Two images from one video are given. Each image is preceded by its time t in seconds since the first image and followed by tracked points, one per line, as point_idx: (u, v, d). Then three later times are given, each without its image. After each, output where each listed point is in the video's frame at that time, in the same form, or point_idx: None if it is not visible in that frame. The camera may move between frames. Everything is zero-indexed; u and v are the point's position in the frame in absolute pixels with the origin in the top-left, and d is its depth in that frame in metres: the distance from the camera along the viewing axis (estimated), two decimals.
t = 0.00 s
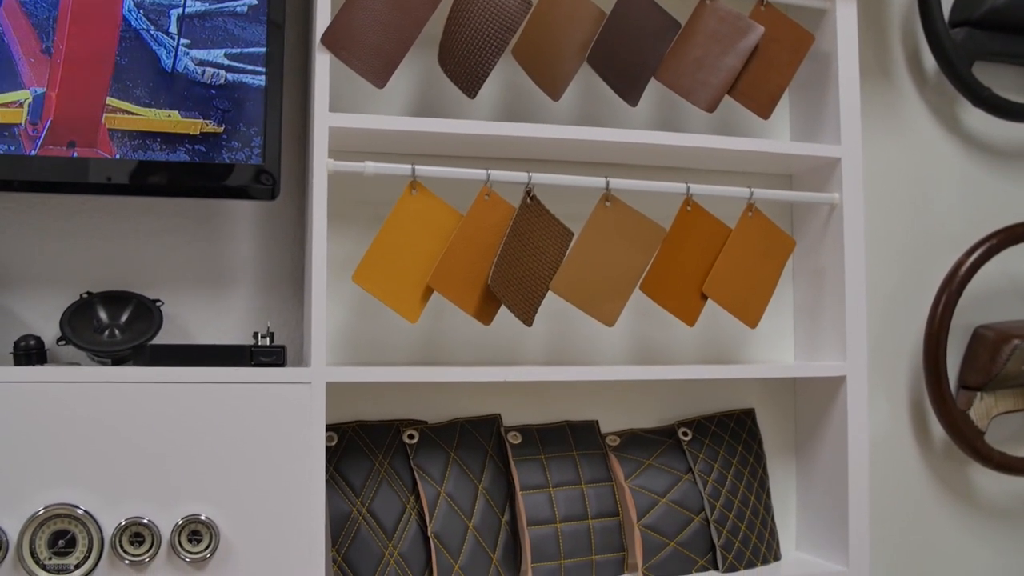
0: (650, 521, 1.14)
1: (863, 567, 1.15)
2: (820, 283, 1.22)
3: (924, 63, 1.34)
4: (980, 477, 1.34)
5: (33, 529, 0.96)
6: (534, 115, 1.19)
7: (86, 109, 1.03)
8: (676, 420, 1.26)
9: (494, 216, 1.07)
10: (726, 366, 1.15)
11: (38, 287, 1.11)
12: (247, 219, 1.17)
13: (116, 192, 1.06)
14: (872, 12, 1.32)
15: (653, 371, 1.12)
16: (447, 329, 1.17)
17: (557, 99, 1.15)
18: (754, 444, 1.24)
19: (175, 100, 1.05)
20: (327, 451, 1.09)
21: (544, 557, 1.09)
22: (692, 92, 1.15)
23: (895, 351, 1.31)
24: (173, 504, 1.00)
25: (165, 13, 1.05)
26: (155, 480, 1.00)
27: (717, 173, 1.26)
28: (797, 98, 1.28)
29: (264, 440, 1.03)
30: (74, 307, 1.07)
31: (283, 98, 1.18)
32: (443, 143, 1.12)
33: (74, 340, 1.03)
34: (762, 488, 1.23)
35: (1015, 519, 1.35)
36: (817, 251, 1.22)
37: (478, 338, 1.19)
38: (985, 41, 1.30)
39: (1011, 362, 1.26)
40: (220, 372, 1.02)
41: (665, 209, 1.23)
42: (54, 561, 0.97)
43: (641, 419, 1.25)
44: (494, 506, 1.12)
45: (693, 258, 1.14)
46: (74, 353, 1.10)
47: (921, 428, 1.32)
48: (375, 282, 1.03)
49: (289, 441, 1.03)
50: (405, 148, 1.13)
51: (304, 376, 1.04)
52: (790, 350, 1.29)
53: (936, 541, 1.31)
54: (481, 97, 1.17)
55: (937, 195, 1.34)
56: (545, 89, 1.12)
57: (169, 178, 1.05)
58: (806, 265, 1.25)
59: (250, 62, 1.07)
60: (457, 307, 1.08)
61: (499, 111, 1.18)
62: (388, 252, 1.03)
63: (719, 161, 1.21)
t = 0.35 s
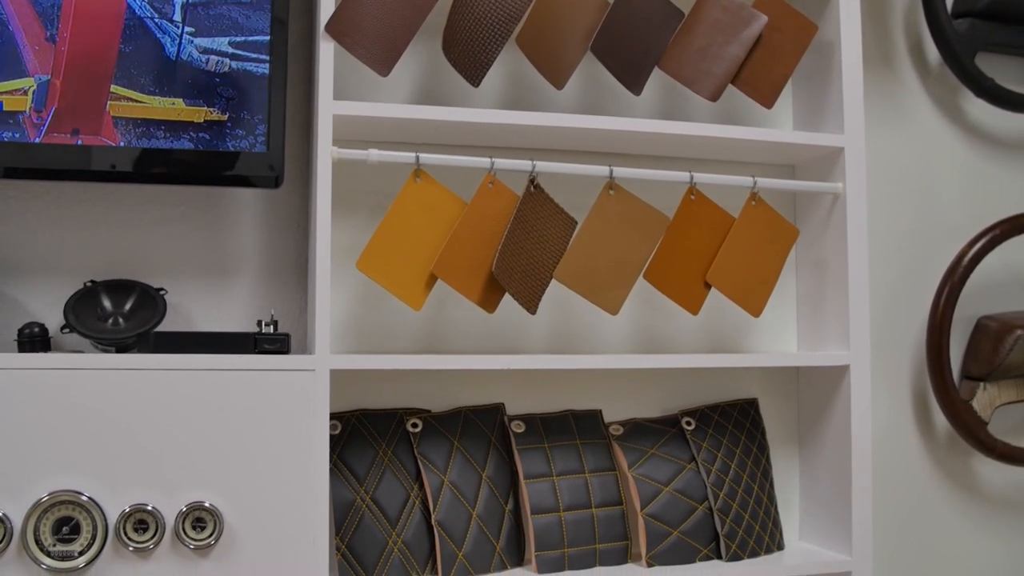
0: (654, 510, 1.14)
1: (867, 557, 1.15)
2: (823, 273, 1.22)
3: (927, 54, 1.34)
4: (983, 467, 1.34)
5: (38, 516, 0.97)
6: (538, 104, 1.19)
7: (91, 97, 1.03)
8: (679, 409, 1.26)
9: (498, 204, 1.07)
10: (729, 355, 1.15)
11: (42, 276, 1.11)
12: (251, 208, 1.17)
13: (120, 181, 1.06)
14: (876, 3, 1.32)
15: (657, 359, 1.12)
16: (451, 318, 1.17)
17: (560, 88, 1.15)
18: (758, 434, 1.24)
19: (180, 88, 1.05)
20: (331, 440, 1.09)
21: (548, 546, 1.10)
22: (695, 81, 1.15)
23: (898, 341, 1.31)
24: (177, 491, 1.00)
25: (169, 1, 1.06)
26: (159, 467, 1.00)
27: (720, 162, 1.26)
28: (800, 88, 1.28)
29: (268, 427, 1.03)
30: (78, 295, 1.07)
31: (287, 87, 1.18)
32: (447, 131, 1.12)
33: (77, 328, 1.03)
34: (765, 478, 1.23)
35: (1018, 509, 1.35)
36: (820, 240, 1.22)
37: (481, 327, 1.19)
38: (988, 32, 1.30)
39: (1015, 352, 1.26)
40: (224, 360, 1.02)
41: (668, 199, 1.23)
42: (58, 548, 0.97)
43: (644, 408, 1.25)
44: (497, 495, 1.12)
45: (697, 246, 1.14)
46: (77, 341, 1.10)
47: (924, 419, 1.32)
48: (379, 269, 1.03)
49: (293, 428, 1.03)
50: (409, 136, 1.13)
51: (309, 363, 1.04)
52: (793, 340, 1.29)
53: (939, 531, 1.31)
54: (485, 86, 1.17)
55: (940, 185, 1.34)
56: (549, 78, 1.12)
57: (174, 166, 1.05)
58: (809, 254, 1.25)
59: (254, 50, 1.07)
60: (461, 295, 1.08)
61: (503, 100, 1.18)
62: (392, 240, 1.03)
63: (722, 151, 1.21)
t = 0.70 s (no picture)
0: (657, 498, 1.14)
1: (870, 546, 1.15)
2: (825, 262, 1.22)
3: (930, 45, 1.34)
4: (986, 458, 1.34)
5: (41, 502, 0.97)
6: (541, 94, 1.19)
7: (94, 84, 1.04)
8: (682, 399, 1.26)
9: (501, 191, 1.07)
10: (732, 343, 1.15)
11: (45, 264, 1.11)
12: (254, 196, 1.17)
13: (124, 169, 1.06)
14: None
15: (660, 347, 1.12)
16: (453, 307, 1.17)
17: (563, 77, 1.15)
18: (760, 423, 1.24)
19: (183, 76, 1.05)
20: (334, 428, 1.09)
21: (551, 534, 1.10)
22: (698, 71, 1.15)
23: (901, 331, 1.31)
24: (180, 478, 1.00)
25: None
26: (163, 454, 1.00)
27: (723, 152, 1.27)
28: (802, 78, 1.28)
29: (272, 415, 1.03)
30: (81, 283, 1.07)
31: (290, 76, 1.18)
32: (450, 120, 1.12)
33: (81, 315, 1.03)
34: (767, 467, 1.23)
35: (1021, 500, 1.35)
36: (823, 230, 1.22)
37: (484, 316, 1.19)
38: (990, 23, 1.30)
39: (1018, 342, 1.26)
40: (227, 347, 1.02)
41: (671, 188, 1.24)
42: (62, 534, 0.97)
43: (647, 398, 1.25)
44: (500, 483, 1.12)
45: (699, 235, 1.14)
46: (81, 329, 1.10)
47: (927, 409, 1.32)
48: (382, 257, 1.03)
49: (296, 415, 1.03)
50: (412, 125, 1.13)
51: (312, 351, 1.04)
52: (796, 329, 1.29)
53: (942, 521, 1.31)
54: (488, 75, 1.17)
55: (942, 176, 1.34)
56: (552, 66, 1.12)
57: (177, 154, 1.05)
58: (811, 244, 1.25)
59: (258, 37, 1.07)
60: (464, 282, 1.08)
61: (506, 88, 1.19)
62: (395, 227, 1.04)
63: (725, 141, 1.22)
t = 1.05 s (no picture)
0: (660, 487, 1.14)
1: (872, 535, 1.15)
2: (828, 252, 1.22)
3: (931, 36, 1.34)
4: (988, 448, 1.34)
5: (45, 490, 0.97)
6: (543, 84, 1.20)
7: (98, 72, 1.04)
8: (684, 389, 1.26)
9: (504, 180, 1.07)
10: (735, 332, 1.15)
11: (48, 253, 1.11)
12: (257, 186, 1.17)
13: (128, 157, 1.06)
14: None
15: (663, 336, 1.12)
16: (456, 296, 1.18)
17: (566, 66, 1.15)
18: (763, 413, 1.24)
19: (187, 65, 1.06)
20: (337, 417, 1.10)
21: (554, 523, 1.10)
22: (701, 60, 1.16)
23: (903, 322, 1.31)
24: (184, 465, 1.01)
25: None
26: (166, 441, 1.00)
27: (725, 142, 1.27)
28: (804, 68, 1.28)
29: (275, 403, 1.03)
30: (85, 272, 1.08)
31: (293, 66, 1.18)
32: (452, 109, 1.12)
33: (85, 303, 1.04)
34: (770, 457, 1.23)
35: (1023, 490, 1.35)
36: (825, 220, 1.22)
37: (487, 305, 1.19)
38: (991, 14, 1.30)
39: (1020, 331, 1.26)
40: (231, 334, 1.02)
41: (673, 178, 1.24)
42: (65, 521, 0.97)
43: (649, 388, 1.25)
44: (504, 472, 1.12)
45: (702, 223, 1.14)
46: (84, 318, 1.10)
47: (929, 399, 1.32)
48: (385, 245, 1.03)
49: (300, 402, 1.04)
50: (415, 113, 1.13)
51: (315, 338, 1.04)
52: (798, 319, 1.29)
53: (944, 511, 1.31)
54: (491, 65, 1.18)
55: (943, 167, 1.34)
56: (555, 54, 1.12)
57: (181, 143, 1.05)
58: (814, 233, 1.25)
59: (261, 26, 1.08)
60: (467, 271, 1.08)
61: (508, 78, 1.19)
62: (399, 215, 1.04)
63: (727, 130, 1.22)
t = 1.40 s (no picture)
0: (664, 475, 1.15)
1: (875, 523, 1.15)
2: (831, 240, 1.22)
3: (934, 26, 1.35)
4: (991, 438, 1.34)
5: (51, 475, 0.97)
6: (547, 73, 1.20)
7: (104, 60, 1.04)
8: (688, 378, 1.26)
9: (508, 168, 1.08)
10: (739, 320, 1.15)
11: (53, 241, 1.11)
12: (261, 174, 1.17)
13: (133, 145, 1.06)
14: None
15: (668, 324, 1.11)
16: (460, 284, 1.18)
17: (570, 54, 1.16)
18: (767, 401, 1.25)
19: (192, 53, 1.06)
20: (342, 404, 1.10)
21: (558, 510, 1.10)
22: (703, 50, 1.16)
23: (905, 311, 1.32)
24: (189, 451, 1.01)
25: None
26: (172, 426, 1.01)
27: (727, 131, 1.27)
28: (807, 57, 1.28)
29: (280, 389, 1.03)
30: (90, 259, 1.08)
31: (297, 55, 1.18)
32: (456, 97, 1.12)
33: (90, 291, 1.04)
34: (773, 445, 1.23)
35: None
36: (827, 208, 1.23)
37: (490, 293, 1.20)
38: (993, 4, 1.30)
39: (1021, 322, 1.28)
40: (236, 321, 1.02)
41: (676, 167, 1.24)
42: (71, 506, 0.97)
43: (653, 377, 1.25)
44: (508, 460, 1.12)
45: (706, 211, 1.15)
46: (89, 305, 1.11)
47: (932, 389, 1.32)
48: (390, 232, 1.03)
49: (305, 388, 1.04)
50: (419, 101, 1.13)
51: (320, 325, 1.04)
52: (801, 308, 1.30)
53: (947, 499, 1.31)
54: (494, 53, 1.18)
55: (946, 157, 1.35)
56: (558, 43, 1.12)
57: (186, 130, 1.06)
58: (816, 222, 1.25)
59: (266, 14, 1.08)
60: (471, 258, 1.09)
61: (512, 67, 1.19)
62: (404, 202, 1.04)
63: (730, 120, 1.22)
